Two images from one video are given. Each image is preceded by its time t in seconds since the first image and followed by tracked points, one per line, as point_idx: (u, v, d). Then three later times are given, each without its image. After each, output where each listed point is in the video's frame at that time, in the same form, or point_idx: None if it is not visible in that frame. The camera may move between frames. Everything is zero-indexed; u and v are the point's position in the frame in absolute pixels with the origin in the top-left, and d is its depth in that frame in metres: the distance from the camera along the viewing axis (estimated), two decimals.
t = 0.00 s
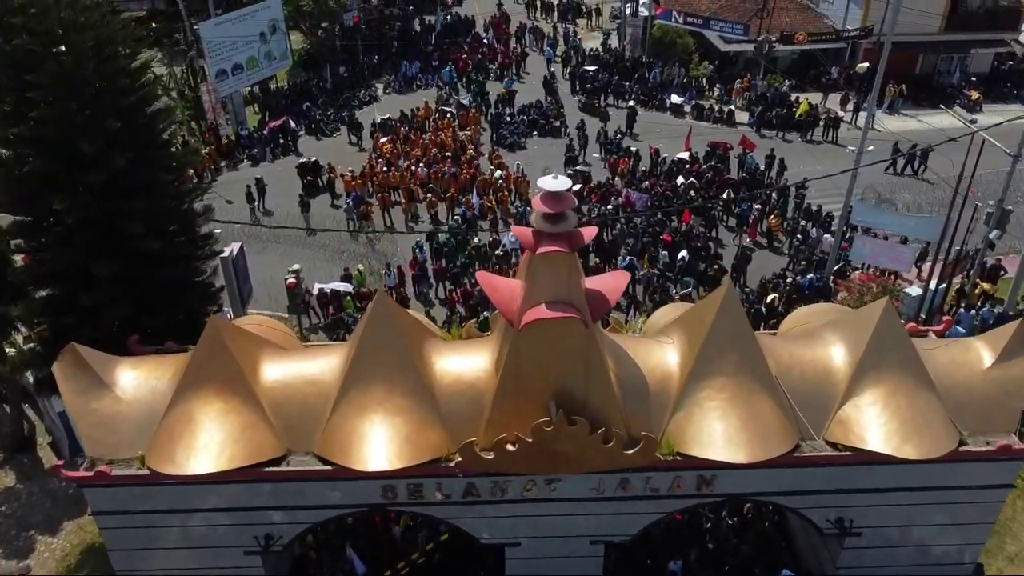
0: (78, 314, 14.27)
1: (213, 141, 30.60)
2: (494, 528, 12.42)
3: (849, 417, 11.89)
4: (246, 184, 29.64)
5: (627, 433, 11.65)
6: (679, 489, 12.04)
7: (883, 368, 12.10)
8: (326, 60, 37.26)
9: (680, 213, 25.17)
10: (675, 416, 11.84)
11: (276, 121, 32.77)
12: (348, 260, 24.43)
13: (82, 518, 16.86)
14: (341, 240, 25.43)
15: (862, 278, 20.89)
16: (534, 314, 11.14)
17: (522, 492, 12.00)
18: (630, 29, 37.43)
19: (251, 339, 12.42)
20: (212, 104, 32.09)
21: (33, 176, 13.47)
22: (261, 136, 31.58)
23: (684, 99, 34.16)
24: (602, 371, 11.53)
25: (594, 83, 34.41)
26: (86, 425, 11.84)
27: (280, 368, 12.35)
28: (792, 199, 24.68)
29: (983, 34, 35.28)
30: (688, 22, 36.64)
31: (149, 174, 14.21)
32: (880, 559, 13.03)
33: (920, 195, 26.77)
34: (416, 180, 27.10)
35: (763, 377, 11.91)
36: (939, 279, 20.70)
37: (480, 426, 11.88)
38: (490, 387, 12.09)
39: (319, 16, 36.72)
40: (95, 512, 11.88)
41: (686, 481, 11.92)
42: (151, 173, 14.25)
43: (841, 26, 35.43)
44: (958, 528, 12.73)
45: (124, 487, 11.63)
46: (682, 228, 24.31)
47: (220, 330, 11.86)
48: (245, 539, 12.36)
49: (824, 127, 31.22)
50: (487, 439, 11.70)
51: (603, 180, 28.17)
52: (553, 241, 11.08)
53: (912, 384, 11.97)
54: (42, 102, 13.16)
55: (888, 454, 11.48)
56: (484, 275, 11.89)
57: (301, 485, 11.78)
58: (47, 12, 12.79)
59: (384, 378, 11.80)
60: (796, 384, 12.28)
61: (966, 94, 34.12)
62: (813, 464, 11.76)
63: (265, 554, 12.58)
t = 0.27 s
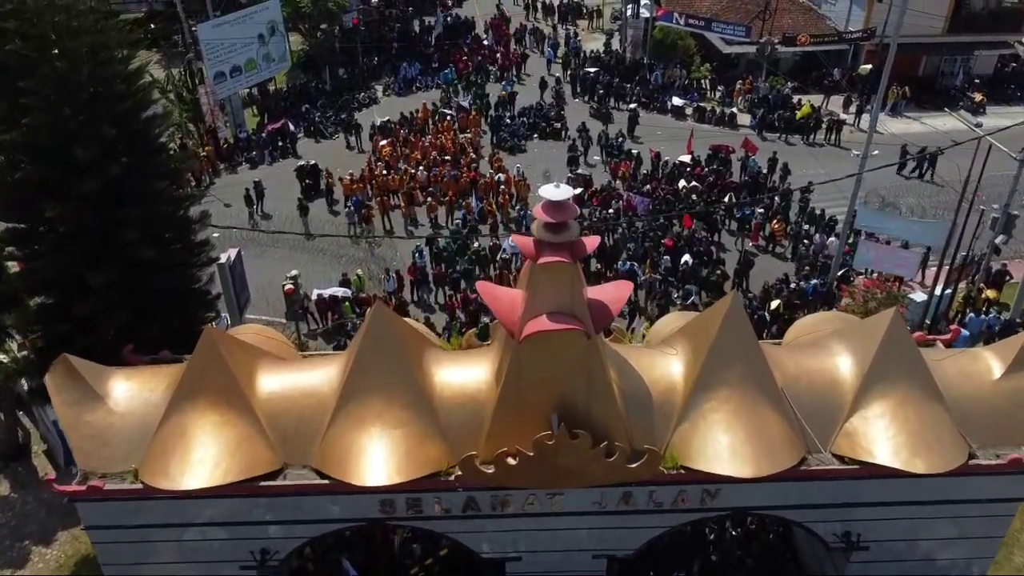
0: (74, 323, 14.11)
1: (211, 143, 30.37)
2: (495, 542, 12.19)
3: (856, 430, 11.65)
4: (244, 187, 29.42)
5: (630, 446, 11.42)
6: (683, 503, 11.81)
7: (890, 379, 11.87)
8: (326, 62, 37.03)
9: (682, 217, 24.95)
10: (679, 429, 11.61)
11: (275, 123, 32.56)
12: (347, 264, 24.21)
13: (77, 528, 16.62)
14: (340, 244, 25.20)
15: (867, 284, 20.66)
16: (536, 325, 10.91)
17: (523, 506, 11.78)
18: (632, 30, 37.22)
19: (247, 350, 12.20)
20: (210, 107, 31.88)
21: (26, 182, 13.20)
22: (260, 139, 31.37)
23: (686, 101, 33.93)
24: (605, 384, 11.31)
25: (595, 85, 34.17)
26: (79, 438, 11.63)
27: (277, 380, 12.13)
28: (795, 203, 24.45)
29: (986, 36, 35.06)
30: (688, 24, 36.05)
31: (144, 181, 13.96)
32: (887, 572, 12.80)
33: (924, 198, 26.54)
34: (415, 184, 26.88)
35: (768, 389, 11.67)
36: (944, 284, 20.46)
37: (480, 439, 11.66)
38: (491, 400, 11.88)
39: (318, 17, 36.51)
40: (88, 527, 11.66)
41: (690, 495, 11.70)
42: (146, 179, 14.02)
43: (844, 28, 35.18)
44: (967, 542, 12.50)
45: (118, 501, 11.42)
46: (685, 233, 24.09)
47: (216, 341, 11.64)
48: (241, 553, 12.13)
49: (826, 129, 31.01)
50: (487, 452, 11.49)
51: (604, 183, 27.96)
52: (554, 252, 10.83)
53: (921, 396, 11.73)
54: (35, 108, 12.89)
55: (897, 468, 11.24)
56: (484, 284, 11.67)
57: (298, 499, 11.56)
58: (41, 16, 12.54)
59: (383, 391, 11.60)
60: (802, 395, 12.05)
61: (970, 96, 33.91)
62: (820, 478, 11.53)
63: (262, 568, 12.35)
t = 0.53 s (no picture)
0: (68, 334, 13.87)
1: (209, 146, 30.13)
2: (496, 558, 11.97)
3: (864, 444, 11.43)
4: (242, 190, 29.19)
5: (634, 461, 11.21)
6: (688, 519, 11.59)
7: (899, 393, 11.64)
8: (325, 64, 36.80)
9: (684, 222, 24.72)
10: (684, 443, 11.39)
11: (274, 126, 32.33)
12: (346, 270, 23.98)
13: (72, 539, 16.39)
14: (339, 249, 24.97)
15: (871, 290, 20.44)
16: (537, 339, 10.70)
17: (524, 522, 11.55)
18: (633, 32, 37.03)
19: (243, 362, 11.97)
20: (209, 110, 31.66)
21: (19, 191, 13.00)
22: (259, 142, 31.13)
23: (688, 104, 33.73)
24: (608, 398, 11.10)
25: (596, 87, 33.96)
26: (71, 453, 11.39)
27: (273, 392, 11.90)
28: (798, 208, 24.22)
29: (991, 38, 34.83)
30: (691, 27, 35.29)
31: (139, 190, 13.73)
32: None
33: (928, 203, 26.31)
34: (415, 188, 26.66)
35: (775, 403, 11.44)
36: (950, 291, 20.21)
37: (481, 453, 11.44)
38: (492, 413, 11.66)
39: (318, 19, 36.31)
40: (81, 543, 11.42)
41: (695, 510, 11.47)
42: (141, 187, 13.80)
43: (847, 30, 35.05)
44: (976, 558, 12.27)
45: (111, 518, 11.19)
46: (686, 238, 23.86)
47: (211, 353, 11.40)
48: (237, 569, 11.91)
49: (829, 132, 30.80)
50: (488, 468, 11.27)
51: (606, 187, 27.72)
52: (555, 265, 10.59)
53: (930, 410, 11.50)
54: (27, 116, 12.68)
55: (906, 484, 10.99)
56: (485, 296, 11.47)
57: (295, 515, 11.34)
58: (34, 22, 12.37)
59: (382, 405, 11.38)
60: (809, 409, 11.83)
61: (973, 99, 33.72)
62: (827, 493, 11.30)
63: None
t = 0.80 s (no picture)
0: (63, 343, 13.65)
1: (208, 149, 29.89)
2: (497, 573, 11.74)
3: (873, 458, 11.20)
4: (241, 194, 28.96)
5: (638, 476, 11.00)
6: (693, 534, 11.36)
7: (909, 406, 11.41)
8: (325, 65, 36.55)
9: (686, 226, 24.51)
10: (689, 457, 11.17)
11: (273, 129, 32.10)
12: (345, 275, 23.76)
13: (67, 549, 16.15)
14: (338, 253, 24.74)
15: (876, 296, 20.24)
16: (539, 351, 10.48)
17: (526, 537, 11.33)
18: (634, 34, 36.82)
19: (240, 374, 11.76)
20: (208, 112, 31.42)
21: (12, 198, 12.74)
22: (258, 145, 30.90)
23: (689, 106, 33.54)
24: (612, 411, 10.89)
25: (597, 89, 33.74)
26: (64, 467, 11.15)
27: (270, 405, 11.68)
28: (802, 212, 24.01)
29: (994, 40, 34.62)
30: (693, 28, 35.45)
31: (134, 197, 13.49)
32: None
33: (933, 207, 26.08)
34: (415, 191, 26.43)
35: (781, 416, 11.24)
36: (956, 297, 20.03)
37: (482, 467, 11.22)
38: (492, 426, 11.45)
39: (318, 21, 36.08)
40: (73, 559, 11.19)
41: (700, 526, 11.25)
42: (136, 194, 13.60)
43: (850, 32, 34.83)
44: (987, 573, 12.04)
45: (104, 533, 10.96)
46: (689, 242, 23.63)
47: (207, 364, 11.20)
48: None
49: (832, 135, 30.59)
50: (489, 482, 11.05)
51: (607, 191, 27.49)
52: (557, 275, 10.37)
53: (940, 424, 11.28)
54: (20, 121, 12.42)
55: (916, 499, 10.77)
56: (486, 308, 11.27)
57: (293, 531, 11.11)
58: (26, 26, 12.12)
59: (381, 418, 11.16)
60: (816, 421, 11.60)
61: (977, 101, 33.50)
62: (836, 508, 11.08)
63: None
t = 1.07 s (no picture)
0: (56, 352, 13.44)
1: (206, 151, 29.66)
2: None
3: (882, 472, 10.98)
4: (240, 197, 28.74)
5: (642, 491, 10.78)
6: (698, 550, 11.13)
7: (918, 419, 11.19)
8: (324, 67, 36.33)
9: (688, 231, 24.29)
10: (694, 471, 10.95)
11: (272, 132, 31.89)
12: (345, 279, 23.53)
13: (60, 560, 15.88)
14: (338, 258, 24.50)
15: (881, 302, 20.04)
16: (542, 364, 10.26)
17: (528, 553, 11.11)
18: (635, 36, 36.60)
19: (236, 386, 11.54)
20: (207, 115, 31.23)
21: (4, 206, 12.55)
22: (257, 147, 30.68)
23: (692, 108, 33.36)
24: (616, 424, 10.67)
25: (599, 91, 33.55)
26: (56, 481, 10.93)
27: (267, 417, 11.46)
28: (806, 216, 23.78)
29: (998, 42, 34.41)
30: (696, 30, 34.66)
31: (129, 205, 13.29)
32: None
33: (937, 211, 25.86)
34: (415, 195, 26.22)
35: (788, 429, 11.01)
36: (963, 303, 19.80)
37: (483, 481, 11.00)
38: (494, 440, 11.22)
39: (318, 22, 35.89)
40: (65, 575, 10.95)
41: (706, 541, 11.01)
42: (131, 201, 13.37)
43: (853, 34, 34.61)
44: None
45: (97, 549, 10.73)
46: (691, 247, 23.41)
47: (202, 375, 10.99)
48: None
49: (835, 138, 30.38)
50: (490, 497, 10.82)
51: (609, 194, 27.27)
52: (561, 286, 10.14)
53: (950, 438, 11.05)
54: (12, 128, 12.24)
55: (926, 515, 10.55)
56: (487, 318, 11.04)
57: (289, 547, 10.88)
58: (17, 31, 11.93)
59: (380, 431, 10.93)
60: (824, 434, 11.37)
61: (982, 103, 33.29)
62: (844, 524, 10.85)
63: None
